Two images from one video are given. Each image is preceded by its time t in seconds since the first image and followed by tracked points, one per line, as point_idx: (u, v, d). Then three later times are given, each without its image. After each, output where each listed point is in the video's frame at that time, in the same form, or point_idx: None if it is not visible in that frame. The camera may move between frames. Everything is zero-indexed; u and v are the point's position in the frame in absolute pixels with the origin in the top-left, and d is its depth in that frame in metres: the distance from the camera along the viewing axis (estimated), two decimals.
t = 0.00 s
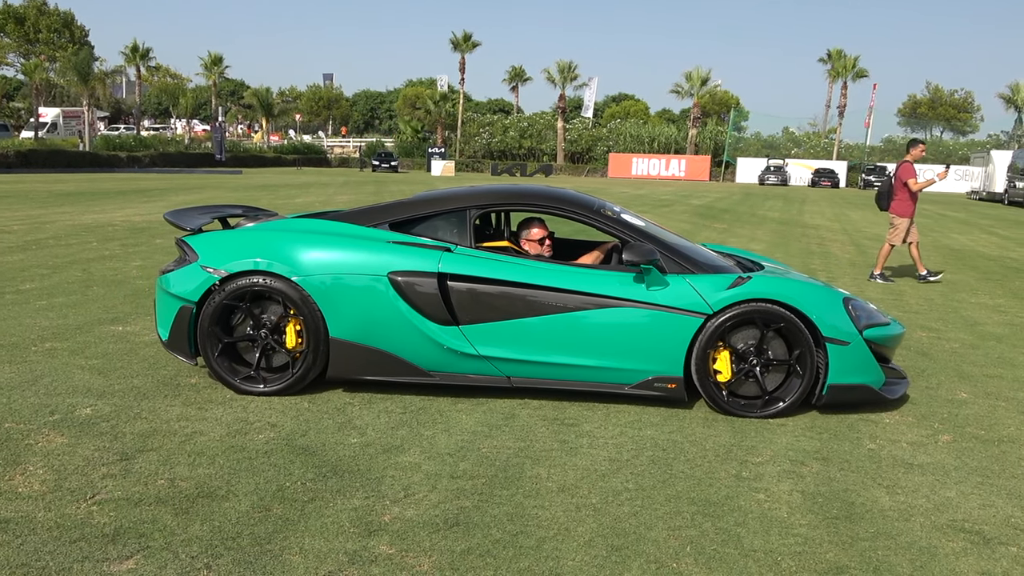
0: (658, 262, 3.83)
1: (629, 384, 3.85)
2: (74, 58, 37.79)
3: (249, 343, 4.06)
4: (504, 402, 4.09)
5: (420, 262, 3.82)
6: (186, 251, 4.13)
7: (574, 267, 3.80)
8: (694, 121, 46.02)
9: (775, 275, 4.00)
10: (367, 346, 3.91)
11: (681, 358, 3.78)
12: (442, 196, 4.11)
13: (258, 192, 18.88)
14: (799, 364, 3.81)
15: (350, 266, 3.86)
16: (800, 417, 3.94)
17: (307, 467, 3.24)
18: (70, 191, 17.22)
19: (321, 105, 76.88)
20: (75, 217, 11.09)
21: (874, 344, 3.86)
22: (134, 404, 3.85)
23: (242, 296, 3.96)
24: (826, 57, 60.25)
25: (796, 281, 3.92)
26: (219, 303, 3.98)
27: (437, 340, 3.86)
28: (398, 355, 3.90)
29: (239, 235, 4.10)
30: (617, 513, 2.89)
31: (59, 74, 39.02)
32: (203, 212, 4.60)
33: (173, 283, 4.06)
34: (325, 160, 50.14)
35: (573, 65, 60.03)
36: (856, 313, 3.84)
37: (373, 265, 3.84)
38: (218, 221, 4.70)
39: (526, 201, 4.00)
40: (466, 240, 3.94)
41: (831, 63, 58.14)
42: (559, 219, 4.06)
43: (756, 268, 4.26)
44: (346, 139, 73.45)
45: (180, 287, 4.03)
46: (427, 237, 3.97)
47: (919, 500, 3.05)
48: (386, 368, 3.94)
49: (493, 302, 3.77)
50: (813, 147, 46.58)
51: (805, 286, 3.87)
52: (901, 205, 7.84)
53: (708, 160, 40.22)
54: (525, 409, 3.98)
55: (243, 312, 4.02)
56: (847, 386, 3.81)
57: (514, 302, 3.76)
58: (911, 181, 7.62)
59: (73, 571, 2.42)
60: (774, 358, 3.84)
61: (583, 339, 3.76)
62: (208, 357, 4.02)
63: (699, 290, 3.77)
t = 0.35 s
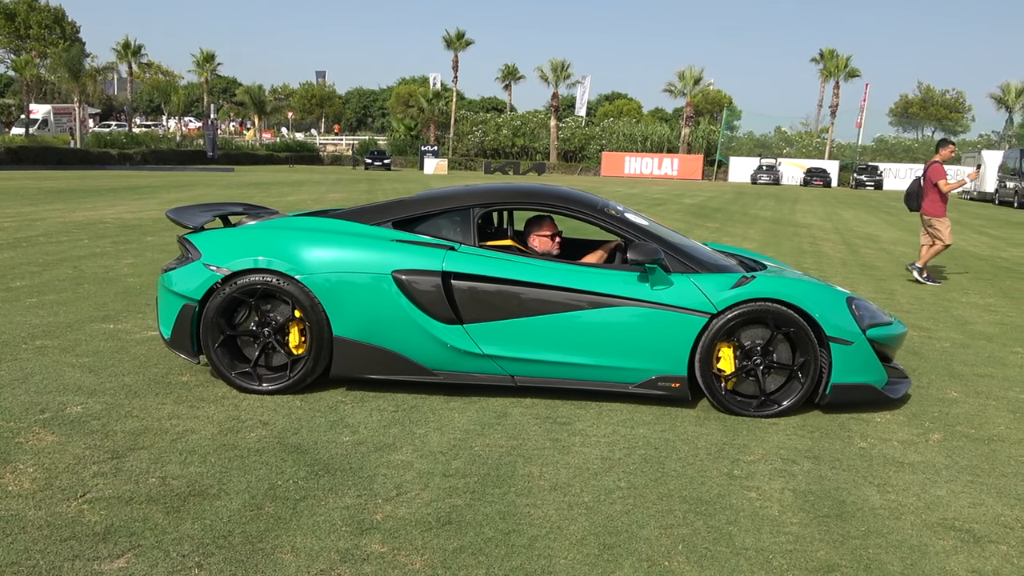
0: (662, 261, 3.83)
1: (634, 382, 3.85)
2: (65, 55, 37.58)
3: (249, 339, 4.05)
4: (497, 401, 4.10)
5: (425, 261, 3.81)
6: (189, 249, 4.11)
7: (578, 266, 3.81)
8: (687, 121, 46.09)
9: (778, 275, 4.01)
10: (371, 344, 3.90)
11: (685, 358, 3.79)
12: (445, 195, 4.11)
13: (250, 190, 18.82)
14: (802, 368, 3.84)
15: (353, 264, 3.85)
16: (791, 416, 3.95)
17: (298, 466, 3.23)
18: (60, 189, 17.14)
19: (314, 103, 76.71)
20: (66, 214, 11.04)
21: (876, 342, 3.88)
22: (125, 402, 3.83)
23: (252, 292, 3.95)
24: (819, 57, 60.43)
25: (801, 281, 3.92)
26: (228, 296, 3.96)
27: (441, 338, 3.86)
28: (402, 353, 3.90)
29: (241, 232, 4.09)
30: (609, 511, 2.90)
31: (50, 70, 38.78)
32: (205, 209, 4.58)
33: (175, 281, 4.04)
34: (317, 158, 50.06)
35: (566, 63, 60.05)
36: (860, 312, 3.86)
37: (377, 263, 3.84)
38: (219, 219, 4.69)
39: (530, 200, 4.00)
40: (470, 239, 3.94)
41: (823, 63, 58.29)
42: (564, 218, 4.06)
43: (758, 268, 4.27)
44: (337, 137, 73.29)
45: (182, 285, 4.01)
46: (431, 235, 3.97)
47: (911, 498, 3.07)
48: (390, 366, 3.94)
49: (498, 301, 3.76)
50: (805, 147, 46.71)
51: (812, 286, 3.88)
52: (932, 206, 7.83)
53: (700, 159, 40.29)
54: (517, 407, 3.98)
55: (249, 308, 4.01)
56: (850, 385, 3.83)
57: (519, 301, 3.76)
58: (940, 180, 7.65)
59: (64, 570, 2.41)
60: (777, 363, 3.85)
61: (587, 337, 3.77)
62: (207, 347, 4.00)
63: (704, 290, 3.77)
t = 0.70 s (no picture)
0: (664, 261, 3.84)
1: (634, 382, 3.86)
2: (57, 52, 37.40)
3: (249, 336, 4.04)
4: (490, 400, 4.10)
5: (426, 261, 3.81)
6: (189, 248, 4.10)
7: (580, 266, 3.81)
8: (680, 121, 46.15)
9: (779, 276, 4.02)
10: (372, 344, 3.90)
11: (686, 358, 3.80)
12: (447, 195, 4.11)
13: (242, 188, 18.76)
14: (801, 372, 3.85)
15: (355, 263, 3.85)
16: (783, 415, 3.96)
17: (290, 465, 3.23)
18: (51, 186, 17.06)
19: (306, 101, 76.56)
20: (57, 212, 10.99)
21: (876, 343, 3.90)
22: (116, 401, 3.82)
23: (258, 291, 3.94)
24: (811, 58, 60.57)
25: (802, 282, 3.94)
26: (235, 291, 3.95)
27: (442, 338, 3.86)
28: (402, 353, 3.90)
29: (242, 231, 4.08)
30: (600, 511, 2.90)
31: (41, 67, 38.57)
32: (206, 208, 4.57)
33: (174, 280, 4.03)
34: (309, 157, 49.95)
35: (560, 63, 60.06)
36: (859, 313, 3.88)
37: (378, 263, 3.83)
38: (219, 218, 4.68)
39: (532, 200, 4.00)
40: (471, 239, 3.94)
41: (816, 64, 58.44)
42: (567, 218, 4.06)
43: (758, 268, 4.27)
44: (330, 135, 73.10)
45: (182, 284, 4.00)
46: (432, 235, 3.97)
47: (900, 498, 3.08)
48: (391, 366, 3.93)
49: (500, 301, 3.76)
50: (797, 147, 46.83)
51: (812, 287, 3.89)
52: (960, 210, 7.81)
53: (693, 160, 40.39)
54: (509, 407, 3.98)
55: (254, 305, 3.99)
56: (849, 385, 3.84)
57: (521, 302, 3.76)
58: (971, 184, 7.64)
59: (54, 570, 2.40)
60: (777, 367, 3.87)
61: (589, 338, 3.77)
62: (207, 339, 3.99)
63: (705, 290, 3.78)
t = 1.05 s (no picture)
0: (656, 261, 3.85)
1: (626, 382, 3.87)
2: (46, 50, 37.19)
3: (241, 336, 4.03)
4: (481, 399, 4.11)
5: (419, 261, 3.81)
6: (180, 248, 4.09)
7: (573, 267, 3.81)
8: (671, 120, 46.20)
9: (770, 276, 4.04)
10: (364, 344, 3.90)
11: (677, 358, 3.81)
12: (439, 195, 4.11)
13: (232, 188, 18.68)
14: (791, 372, 3.87)
15: (347, 263, 3.84)
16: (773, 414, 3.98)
17: (281, 465, 3.23)
18: (40, 186, 16.98)
19: (297, 100, 76.37)
20: (46, 212, 10.94)
21: (866, 343, 3.92)
22: (107, 401, 3.81)
23: (251, 291, 3.93)
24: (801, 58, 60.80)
25: (793, 282, 3.95)
26: (227, 290, 3.94)
27: (434, 338, 3.86)
28: (395, 353, 3.90)
29: (233, 231, 4.07)
30: (591, 510, 2.92)
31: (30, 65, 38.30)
32: (197, 208, 4.56)
33: (166, 281, 4.02)
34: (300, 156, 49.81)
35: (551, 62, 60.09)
36: (850, 313, 3.90)
37: (370, 263, 3.83)
38: (210, 218, 4.66)
39: (524, 200, 4.00)
40: (464, 239, 3.94)
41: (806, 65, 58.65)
42: (558, 219, 4.06)
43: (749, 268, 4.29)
44: (321, 135, 72.88)
45: (174, 284, 3.99)
46: (424, 235, 3.97)
47: (888, 496, 3.10)
48: (383, 366, 3.93)
49: (493, 301, 3.77)
50: (788, 147, 46.99)
51: (802, 287, 3.91)
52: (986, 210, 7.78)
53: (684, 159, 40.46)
54: (501, 406, 3.99)
55: (246, 305, 3.98)
56: (839, 385, 3.86)
57: (514, 302, 3.77)
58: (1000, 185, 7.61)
59: (44, 570, 2.40)
60: (768, 367, 3.89)
61: (581, 338, 3.78)
62: (199, 338, 3.98)
63: (696, 290, 3.79)
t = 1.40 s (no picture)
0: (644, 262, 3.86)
1: (614, 382, 3.88)
2: (35, 49, 36.95)
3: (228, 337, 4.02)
4: (473, 400, 4.11)
5: (408, 261, 3.81)
6: (168, 247, 4.07)
7: (561, 267, 3.82)
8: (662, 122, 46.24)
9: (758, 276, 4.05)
10: (353, 344, 3.89)
11: (665, 358, 3.82)
12: (428, 195, 4.10)
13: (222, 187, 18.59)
14: (779, 371, 3.88)
15: (335, 263, 3.84)
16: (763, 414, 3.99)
17: (272, 465, 3.23)
18: (29, 185, 16.85)
19: (288, 100, 76.15)
20: (33, 211, 10.87)
21: (853, 343, 3.94)
22: (96, 402, 3.80)
23: (237, 291, 3.92)
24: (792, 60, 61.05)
25: (781, 283, 3.97)
26: (213, 291, 3.93)
27: (423, 338, 3.86)
28: (384, 353, 3.89)
29: (221, 231, 4.06)
30: (583, 509, 2.92)
31: (19, 64, 38.01)
32: (185, 207, 4.54)
33: (154, 280, 4.00)
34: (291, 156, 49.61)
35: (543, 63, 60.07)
36: (837, 313, 3.92)
37: (359, 263, 3.83)
38: (199, 218, 4.64)
39: (513, 201, 4.00)
40: (452, 239, 3.95)
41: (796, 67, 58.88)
42: (547, 219, 4.06)
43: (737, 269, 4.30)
44: (312, 135, 72.67)
45: (161, 284, 3.97)
46: (413, 235, 3.96)
47: (878, 496, 3.12)
48: (372, 367, 3.93)
49: (481, 301, 3.77)
50: (779, 148, 47.15)
51: (790, 287, 3.92)
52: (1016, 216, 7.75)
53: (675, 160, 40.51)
54: (492, 406, 4.00)
55: (232, 305, 3.98)
56: (827, 385, 3.88)
57: (502, 302, 3.77)
58: None
59: (34, 571, 2.39)
60: (755, 367, 3.90)
61: (570, 338, 3.78)
62: (186, 339, 3.97)
63: (684, 291, 3.80)
